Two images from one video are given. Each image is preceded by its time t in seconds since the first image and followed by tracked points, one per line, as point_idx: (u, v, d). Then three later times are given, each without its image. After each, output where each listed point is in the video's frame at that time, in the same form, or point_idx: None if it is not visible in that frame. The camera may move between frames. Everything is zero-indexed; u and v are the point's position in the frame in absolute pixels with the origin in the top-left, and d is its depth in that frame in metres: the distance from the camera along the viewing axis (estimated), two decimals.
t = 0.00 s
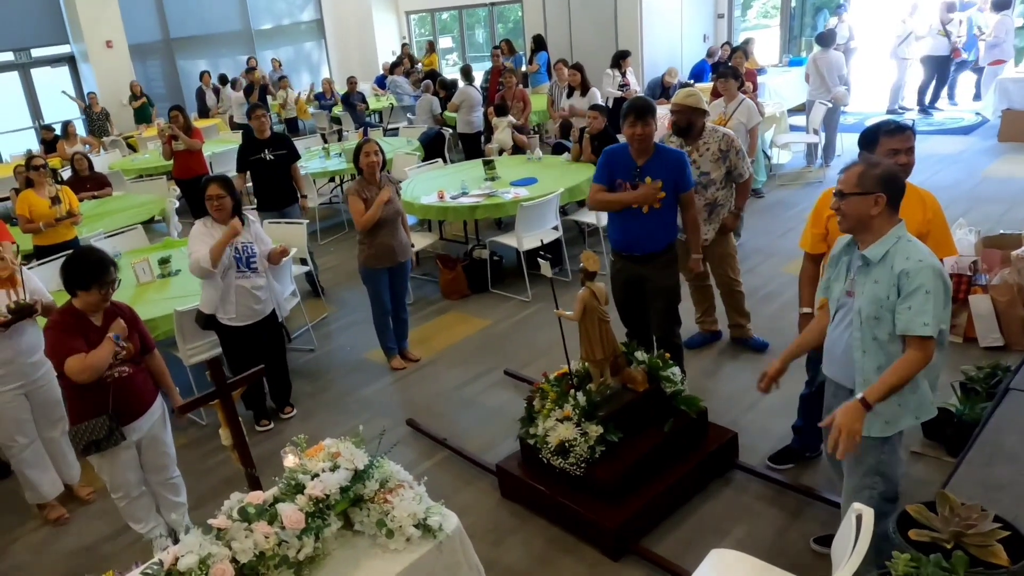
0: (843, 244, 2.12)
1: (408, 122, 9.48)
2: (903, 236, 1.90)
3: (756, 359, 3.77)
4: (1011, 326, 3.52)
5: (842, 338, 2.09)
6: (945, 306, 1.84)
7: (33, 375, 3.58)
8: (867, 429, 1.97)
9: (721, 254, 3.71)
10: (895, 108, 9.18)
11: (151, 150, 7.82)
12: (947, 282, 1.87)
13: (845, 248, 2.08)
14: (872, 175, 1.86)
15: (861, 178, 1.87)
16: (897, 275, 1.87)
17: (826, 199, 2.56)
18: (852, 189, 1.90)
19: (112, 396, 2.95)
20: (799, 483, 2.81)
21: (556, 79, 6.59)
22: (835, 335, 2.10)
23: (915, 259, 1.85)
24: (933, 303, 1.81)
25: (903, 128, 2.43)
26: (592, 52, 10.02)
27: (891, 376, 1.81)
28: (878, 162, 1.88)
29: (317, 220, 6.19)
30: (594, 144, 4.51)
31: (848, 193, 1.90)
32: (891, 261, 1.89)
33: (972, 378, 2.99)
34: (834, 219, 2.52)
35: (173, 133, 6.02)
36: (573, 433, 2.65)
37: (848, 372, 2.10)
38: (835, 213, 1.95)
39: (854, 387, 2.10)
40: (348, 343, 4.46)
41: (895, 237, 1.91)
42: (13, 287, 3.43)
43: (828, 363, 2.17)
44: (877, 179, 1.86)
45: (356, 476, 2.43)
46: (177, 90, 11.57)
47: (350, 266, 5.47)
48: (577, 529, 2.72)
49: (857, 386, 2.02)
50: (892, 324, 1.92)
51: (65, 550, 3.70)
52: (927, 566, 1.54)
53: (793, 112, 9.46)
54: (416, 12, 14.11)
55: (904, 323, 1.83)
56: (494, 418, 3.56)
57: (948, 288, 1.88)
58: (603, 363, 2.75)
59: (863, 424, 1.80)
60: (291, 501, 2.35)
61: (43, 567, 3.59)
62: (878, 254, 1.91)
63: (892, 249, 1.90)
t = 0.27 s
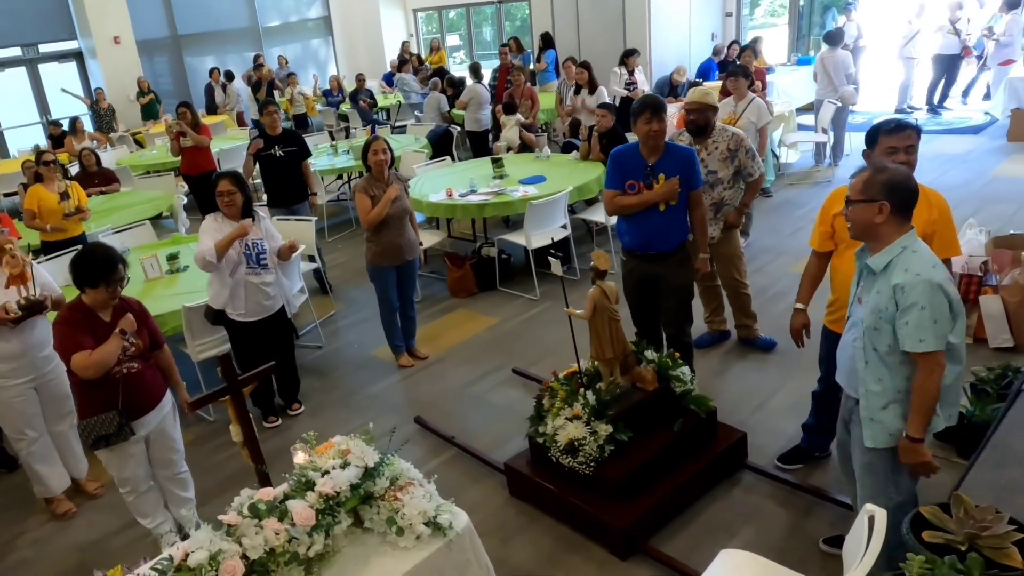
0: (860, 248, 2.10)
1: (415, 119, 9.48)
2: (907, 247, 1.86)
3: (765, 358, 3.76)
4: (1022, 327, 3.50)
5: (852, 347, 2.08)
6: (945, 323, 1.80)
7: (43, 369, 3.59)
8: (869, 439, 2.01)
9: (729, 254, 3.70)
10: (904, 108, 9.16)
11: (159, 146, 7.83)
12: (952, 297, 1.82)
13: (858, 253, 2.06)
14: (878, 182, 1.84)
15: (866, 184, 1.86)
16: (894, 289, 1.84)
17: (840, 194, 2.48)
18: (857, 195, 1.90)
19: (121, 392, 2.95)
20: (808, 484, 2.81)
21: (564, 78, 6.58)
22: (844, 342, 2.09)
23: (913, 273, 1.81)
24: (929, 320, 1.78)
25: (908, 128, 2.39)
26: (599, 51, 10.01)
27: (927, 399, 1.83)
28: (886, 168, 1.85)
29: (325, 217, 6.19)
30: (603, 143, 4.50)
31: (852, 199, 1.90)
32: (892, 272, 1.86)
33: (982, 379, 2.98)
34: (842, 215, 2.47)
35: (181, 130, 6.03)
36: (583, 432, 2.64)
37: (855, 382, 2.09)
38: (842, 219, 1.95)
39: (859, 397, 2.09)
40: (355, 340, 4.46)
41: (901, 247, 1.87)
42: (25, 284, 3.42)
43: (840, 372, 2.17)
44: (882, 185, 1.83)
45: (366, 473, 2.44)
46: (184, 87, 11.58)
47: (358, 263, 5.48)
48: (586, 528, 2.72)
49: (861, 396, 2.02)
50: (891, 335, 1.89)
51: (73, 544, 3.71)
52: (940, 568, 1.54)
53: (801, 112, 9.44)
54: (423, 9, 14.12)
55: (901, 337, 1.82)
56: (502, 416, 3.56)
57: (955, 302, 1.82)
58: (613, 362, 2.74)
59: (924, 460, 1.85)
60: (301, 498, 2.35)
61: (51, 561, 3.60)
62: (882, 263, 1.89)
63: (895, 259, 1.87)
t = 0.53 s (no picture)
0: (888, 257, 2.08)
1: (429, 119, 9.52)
2: (914, 260, 1.84)
3: (779, 360, 3.76)
4: None
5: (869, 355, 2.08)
6: (937, 340, 1.77)
7: (63, 364, 3.63)
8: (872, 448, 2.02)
9: (745, 254, 3.70)
10: (921, 110, 9.11)
11: (174, 144, 7.88)
12: (949, 314, 1.78)
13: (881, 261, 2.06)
14: (891, 192, 1.83)
15: (878, 193, 1.86)
16: (890, 303, 1.84)
17: (863, 195, 2.49)
18: (870, 203, 1.89)
19: (140, 386, 2.99)
20: (825, 487, 2.81)
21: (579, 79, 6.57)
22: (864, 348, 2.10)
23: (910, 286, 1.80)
24: (916, 338, 1.77)
25: (920, 133, 2.38)
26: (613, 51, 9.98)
27: (902, 424, 1.84)
28: (901, 178, 1.84)
29: (339, 216, 6.22)
30: (618, 144, 4.51)
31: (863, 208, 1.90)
32: (895, 283, 1.86)
33: (1001, 384, 2.97)
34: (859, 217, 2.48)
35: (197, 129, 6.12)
36: (598, 432, 2.65)
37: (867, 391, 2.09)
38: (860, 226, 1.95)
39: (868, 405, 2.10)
40: (370, 338, 4.49)
41: (910, 259, 1.85)
42: (43, 279, 3.43)
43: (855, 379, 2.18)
44: (893, 195, 1.82)
45: (383, 472, 2.45)
46: (199, 86, 11.66)
47: (372, 262, 5.50)
48: (601, 529, 2.72)
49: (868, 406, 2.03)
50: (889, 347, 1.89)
51: (91, 539, 3.74)
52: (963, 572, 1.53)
53: (816, 113, 9.41)
54: (437, 9, 14.14)
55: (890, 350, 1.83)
56: (517, 416, 3.56)
57: (953, 322, 1.79)
58: (629, 362, 2.74)
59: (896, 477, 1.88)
60: (319, 495, 2.37)
61: (69, 555, 3.64)
62: (890, 273, 1.88)
63: (901, 271, 1.86)
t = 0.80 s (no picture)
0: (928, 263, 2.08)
1: (447, 120, 9.57)
2: (932, 269, 1.85)
3: (798, 363, 3.77)
4: None
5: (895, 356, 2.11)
6: (934, 349, 1.79)
7: (86, 361, 3.66)
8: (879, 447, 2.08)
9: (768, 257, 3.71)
10: (944, 113, 9.06)
11: (194, 144, 7.96)
12: (952, 326, 1.78)
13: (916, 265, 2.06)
14: (917, 198, 1.85)
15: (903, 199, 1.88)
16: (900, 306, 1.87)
17: (894, 197, 2.51)
18: (898, 209, 1.91)
19: (169, 380, 3.04)
20: (848, 490, 2.82)
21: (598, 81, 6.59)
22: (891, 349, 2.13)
23: (919, 293, 1.82)
24: (908, 344, 1.81)
25: (943, 138, 2.39)
26: (631, 53, 10.00)
27: (863, 422, 1.90)
28: (928, 184, 1.85)
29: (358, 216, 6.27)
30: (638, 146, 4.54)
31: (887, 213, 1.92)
32: (911, 289, 1.88)
33: None
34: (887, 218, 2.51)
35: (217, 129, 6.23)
36: (619, 433, 2.66)
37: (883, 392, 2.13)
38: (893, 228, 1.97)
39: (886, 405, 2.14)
40: (388, 338, 4.52)
41: (928, 267, 1.86)
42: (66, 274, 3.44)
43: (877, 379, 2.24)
44: (919, 202, 1.84)
45: (407, 470, 2.48)
46: (218, 86, 11.77)
47: (391, 262, 5.54)
48: (620, 529, 2.74)
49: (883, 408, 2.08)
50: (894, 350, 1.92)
51: (113, 534, 3.80)
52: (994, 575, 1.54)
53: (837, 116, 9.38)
54: (454, 11, 14.18)
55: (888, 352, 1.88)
56: (536, 416, 3.58)
57: (955, 335, 1.79)
58: (650, 363, 2.76)
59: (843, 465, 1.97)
60: (343, 492, 2.41)
61: (91, 549, 3.69)
62: (910, 278, 1.90)
63: (918, 277, 1.87)
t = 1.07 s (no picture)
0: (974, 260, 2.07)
1: (471, 121, 9.63)
2: (977, 269, 1.85)
3: (826, 367, 3.77)
4: None
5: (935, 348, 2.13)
6: (970, 350, 1.82)
7: (118, 357, 3.72)
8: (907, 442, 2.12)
9: (802, 262, 3.69)
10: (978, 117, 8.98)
11: (221, 144, 8.08)
12: (992, 328, 1.80)
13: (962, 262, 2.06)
14: (963, 198, 1.87)
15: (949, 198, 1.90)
16: (939, 304, 1.89)
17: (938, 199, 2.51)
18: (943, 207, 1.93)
19: (200, 376, 3.10)
20: (881, 496, 2.81)
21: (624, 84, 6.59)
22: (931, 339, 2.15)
23: (961, 294, 1.83)
24: (944, 343, 1.84)
25: (986, 143, 2.40)
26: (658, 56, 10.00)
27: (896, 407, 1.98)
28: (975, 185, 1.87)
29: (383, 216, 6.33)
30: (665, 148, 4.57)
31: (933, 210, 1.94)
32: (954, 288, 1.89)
33: None
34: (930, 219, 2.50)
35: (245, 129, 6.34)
36: (648, 434, 2.67)
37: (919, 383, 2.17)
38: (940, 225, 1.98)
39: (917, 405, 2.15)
40: (415, 338, 4.56)
41: (973, 267, 1.87)
42: (100, 268, 3.55)
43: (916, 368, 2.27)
44: (965, 201, 1.86)
45: (439, 467, 2.52)
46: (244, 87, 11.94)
47: (416, 262, 5.59)
48: (648, 530, 2.75)
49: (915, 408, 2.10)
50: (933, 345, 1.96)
51: (144, 527, 3.87)
52: None
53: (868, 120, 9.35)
54: (480, 13, 14.20)
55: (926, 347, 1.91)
56: (563, 417, 3.60)
57: (994, 338, 1.81)
58: (678, 364, 2.77)
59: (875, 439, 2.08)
60: (376, 488, 2.44)
61: (123, 542, 3.77)
62: (954, 277, 1.91)
63: (962, 277, 1.89)
